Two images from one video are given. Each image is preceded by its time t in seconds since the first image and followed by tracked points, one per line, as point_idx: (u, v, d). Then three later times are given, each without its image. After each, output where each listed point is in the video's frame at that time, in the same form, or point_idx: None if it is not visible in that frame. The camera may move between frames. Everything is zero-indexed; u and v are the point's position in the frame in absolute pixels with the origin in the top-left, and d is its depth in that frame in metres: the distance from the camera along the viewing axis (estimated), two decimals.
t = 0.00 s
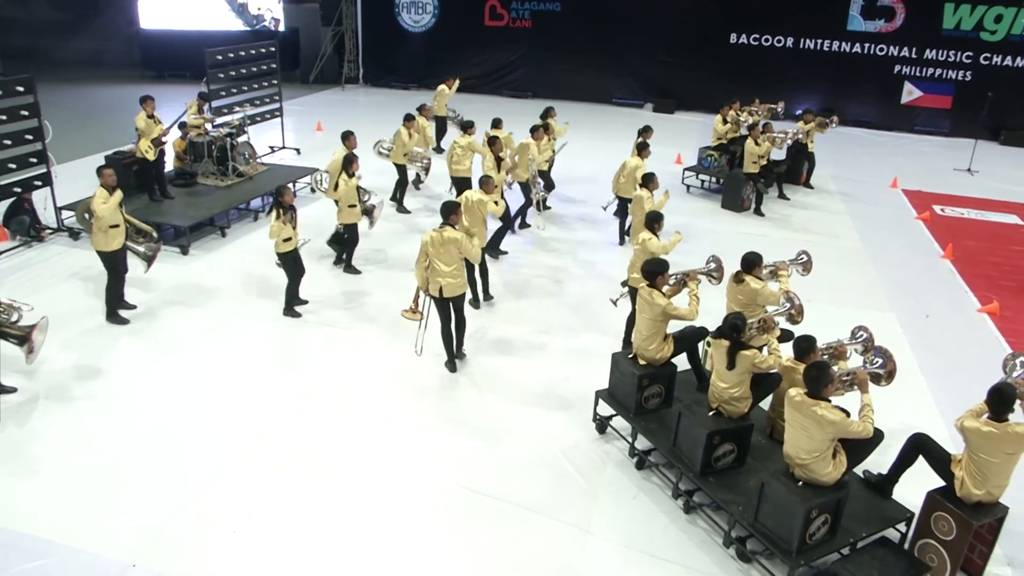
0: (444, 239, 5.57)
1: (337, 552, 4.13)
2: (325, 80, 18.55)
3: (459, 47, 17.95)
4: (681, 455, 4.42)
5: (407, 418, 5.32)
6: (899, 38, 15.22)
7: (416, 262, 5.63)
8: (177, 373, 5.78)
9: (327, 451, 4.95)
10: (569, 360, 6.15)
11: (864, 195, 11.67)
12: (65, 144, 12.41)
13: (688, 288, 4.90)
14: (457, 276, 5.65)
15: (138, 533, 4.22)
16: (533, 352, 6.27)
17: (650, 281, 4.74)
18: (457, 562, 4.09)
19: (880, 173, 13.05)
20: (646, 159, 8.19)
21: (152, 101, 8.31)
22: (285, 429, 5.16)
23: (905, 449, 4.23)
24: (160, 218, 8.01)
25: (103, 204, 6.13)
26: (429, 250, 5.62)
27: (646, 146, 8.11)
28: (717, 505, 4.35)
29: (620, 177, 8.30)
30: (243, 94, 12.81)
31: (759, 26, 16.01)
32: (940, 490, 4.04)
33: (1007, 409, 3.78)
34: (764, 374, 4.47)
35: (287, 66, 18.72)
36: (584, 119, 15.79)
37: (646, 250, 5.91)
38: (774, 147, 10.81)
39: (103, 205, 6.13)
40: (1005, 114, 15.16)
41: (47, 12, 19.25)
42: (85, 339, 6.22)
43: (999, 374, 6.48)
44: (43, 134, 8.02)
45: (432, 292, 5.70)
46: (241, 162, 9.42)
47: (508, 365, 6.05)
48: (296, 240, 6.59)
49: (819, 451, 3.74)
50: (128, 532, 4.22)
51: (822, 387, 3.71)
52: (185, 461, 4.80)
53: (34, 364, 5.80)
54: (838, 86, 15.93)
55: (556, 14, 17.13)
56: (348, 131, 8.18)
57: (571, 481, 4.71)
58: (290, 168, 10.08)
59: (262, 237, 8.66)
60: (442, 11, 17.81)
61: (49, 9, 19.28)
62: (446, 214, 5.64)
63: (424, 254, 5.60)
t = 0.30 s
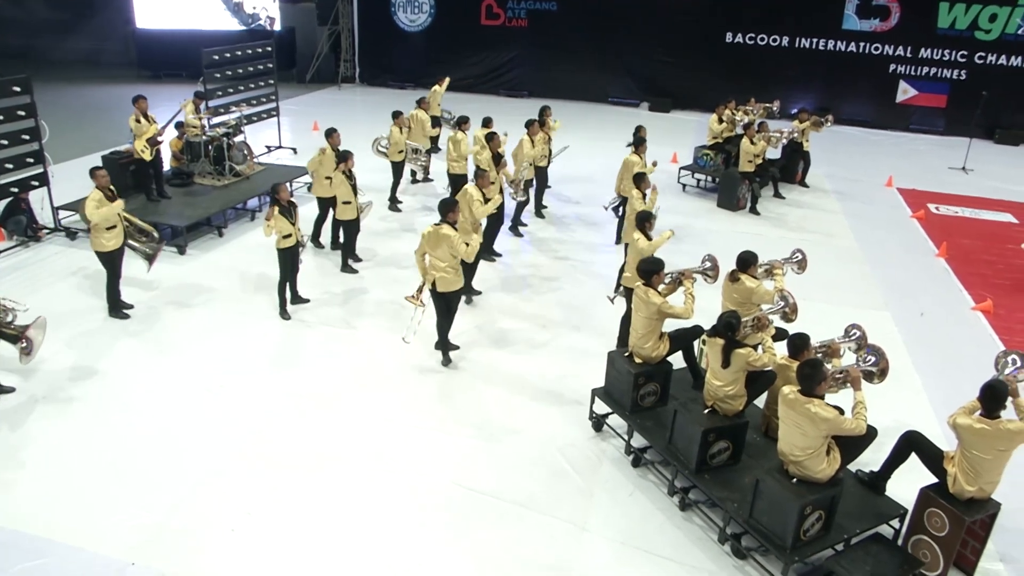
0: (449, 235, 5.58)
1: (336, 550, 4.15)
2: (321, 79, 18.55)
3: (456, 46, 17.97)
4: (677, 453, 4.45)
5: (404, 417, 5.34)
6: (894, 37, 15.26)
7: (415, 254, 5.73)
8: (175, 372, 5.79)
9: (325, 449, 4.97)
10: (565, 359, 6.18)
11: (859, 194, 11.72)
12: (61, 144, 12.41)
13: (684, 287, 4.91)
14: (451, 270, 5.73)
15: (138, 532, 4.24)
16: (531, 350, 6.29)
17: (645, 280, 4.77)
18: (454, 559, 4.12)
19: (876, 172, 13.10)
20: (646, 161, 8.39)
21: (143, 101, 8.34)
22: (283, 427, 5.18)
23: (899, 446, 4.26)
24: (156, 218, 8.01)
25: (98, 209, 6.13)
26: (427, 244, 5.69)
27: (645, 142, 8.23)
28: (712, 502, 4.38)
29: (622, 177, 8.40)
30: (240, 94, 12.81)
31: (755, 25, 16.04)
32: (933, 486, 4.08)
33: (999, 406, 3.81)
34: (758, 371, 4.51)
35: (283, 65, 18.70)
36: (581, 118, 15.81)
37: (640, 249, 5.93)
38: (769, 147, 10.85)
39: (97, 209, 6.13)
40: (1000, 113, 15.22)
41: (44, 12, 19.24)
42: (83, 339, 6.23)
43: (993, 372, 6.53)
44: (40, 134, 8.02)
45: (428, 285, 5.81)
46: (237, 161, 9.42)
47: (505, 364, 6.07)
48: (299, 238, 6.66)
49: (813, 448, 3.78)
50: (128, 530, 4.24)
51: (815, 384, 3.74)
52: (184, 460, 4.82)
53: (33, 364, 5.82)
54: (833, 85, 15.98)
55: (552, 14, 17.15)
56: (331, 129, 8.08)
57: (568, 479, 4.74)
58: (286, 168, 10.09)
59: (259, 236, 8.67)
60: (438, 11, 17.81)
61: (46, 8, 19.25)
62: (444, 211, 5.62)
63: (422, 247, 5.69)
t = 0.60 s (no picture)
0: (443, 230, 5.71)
1: (334, 547, 4.18)
2: (317, 79, 18.58)
3: (451, 46, 17.99)
4: (672, 450, 4.49)
5: (402, 415, 5.37)
6: (889, 36, 15.32)
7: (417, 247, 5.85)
8: (173, 371, 5.81)
9: (323, 447, 5.00)
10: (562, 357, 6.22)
11: (854, 193, 11.78)
12: (57, 144, 12.41)
13: (679, 285, 4.94)
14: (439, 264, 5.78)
15: (137, 529, 4.27)
16: (528, 349, 6.33)
17: (641, 279, 4.81)
18: (452, 556, 4.15)
19: (870, 170, 13.16)
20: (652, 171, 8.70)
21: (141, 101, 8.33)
22: (281, 426, 5.21)
23: (891, 443, 4.30)
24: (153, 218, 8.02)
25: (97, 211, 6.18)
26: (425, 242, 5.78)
27: (648, 143, 8.34)
28: (707, 499, 4.43)
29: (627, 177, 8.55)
30: (236, 93, 12.83)
31: (750, 23, 16.09)
32: (924, 483, 4.12)
33: (989, 403, 3.85)
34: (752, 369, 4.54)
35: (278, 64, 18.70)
36: (576, 117, 15.85)
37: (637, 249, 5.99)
38: (764, 146, 10.90)
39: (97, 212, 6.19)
40: (994, 112, 15.30)
41: (40, 12, 19.23)
42: (82, 338, 6.25)
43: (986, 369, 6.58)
44: (36, 134, 8.03)
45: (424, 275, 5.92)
46: (234, 161, 9.43)
47: (503, 362, 6.11)
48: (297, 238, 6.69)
49: (805, 445, 3.82)
50: (128, 528, 4.27)
51: (808, 382, 3.78)
52: (182, 459, 4.84)
53: (32, 363, 5.83)
54: (828, 84, 16.04)
55: (548, 13, 17.16)
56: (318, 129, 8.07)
57: (564, 477, 4.78)
58: (282, 167, 10.11)
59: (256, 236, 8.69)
60: (434, 9, 17.82)
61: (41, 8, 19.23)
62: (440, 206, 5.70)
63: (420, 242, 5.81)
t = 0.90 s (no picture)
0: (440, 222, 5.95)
1: (333, 542, 4.23)
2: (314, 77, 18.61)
3: (448, 44, 18.00)
4: (667, 447, 4.53)
5: (400, 412, 5.41)
6: (884, 34, 15.37)
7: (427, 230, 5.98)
8: (174, 368, 5.85)
9: (321, 444, 5.04)
10: (558, 354, 6.26)
11: (849, 190, 11.83)
12: (54, 142, 12.42)
13: (674, 283, 4.97)
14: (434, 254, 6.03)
15: (137, 526, 4.30)
16: (526, 345, 6.37)
17: (636, 277, 4.85)
18: (450, 551, 4.19)
19: (865, 168, 13.21)
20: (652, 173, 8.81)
21: (144, 100, 8.51)
22: (280, 422, 5.24)
23: (884, 439, 4.35)
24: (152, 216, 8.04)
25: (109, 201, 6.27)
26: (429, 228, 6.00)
27: (648, 142, 8.45)
28: (703, 495, 4.47)
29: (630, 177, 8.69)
30: (233, 92, 12.85)
31: (746, 21, 16.13)
32: (917, 478, 4.17)
33: (980, 400, 3.90)
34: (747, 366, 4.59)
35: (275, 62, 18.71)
36: (573, 115, 15.89)
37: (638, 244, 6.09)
38: (759, 144, 10.95)
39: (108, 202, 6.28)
40: (989, 109, 15.36)
41: (34, 10, 19.19)
42: (84, 334, 6.29)
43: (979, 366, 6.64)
44: (33, 134, 8.05)
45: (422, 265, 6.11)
46: (231, 160, 9.45)
47: (501, 359, 6.15)
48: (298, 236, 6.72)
49: (799, 441, 3.86)
50: (127, 525, 4.30)
51: (801, 379, 3.84)
52: (183, 456, 4.87)
53: (36, 359, 5.88)
54: (823, 81, 16.09)
55: (544, 11, 17.19)
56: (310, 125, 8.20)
57: (561, 473, 4.82)
58: (280, 166, 10.13)
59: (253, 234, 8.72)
60: (430, 8, 17.83)
61: (36, 6, 19.19)
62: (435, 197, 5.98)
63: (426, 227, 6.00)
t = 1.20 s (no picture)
0: (440, 215, 6.08)
1: (338, 537, 4.29)
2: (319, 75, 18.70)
3: (452, 42, 18.04)
4: (670, 444, 4.58)
5: (405, 408, 5.46)
6: (889, 33, 15.37)
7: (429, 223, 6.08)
8: (183, 361, 5.93)
9: (327, 440, 5.09)
10: (562, 351, 6.30)
11: (853, 189, 11.85)
12: (61, 140, 12.50)
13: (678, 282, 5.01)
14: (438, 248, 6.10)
15: (145, 520, 4.36)
16: (531, 342, 6.43)
17: (641, 276, 4.88)
18: (454, 546, 4.25)
19: (870, 167, 13.22)
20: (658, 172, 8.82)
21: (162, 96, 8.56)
22: (286, 417, 5.30)
23: (884, 438, 4.40)
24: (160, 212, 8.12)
25: (133, 193, 6.45)
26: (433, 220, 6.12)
27: (658, 139, 8.50)
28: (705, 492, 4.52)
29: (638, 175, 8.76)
30: (239, 90, 12.92)
31: (751, 20, 16.14)
32: (917, 476, 4.21)
33: (980, 399, 3.94)
34: (749, 365, 4.63)
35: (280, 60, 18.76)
36: (577, 113, 15.92)
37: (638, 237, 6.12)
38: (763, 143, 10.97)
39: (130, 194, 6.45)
40: (994, 108, 15.35)
41: (40, 8, 19.26)
42: (95, 328, 6.37)
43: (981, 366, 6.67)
44: (42, 132, 8.11)
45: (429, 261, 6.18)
46: (237, 158, 9.54)
47: (505, 354, 6.21)
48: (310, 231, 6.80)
49: (800, 439, 3.90)
50: (136, 519, 4.37)
51: (802, 377, 3.88)
52: (190, 449, 4.94)
53: (48, 351, 5.97)
54: (828, 80, 16.10)
55: (549, 9, 17.21)
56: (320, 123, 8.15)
57: (564, 470, 4.87)
58: (285, 164, 10.20)
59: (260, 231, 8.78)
60: (435, 6, 17.86)
61: (41, 3, 19.26)
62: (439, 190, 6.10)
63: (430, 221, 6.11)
